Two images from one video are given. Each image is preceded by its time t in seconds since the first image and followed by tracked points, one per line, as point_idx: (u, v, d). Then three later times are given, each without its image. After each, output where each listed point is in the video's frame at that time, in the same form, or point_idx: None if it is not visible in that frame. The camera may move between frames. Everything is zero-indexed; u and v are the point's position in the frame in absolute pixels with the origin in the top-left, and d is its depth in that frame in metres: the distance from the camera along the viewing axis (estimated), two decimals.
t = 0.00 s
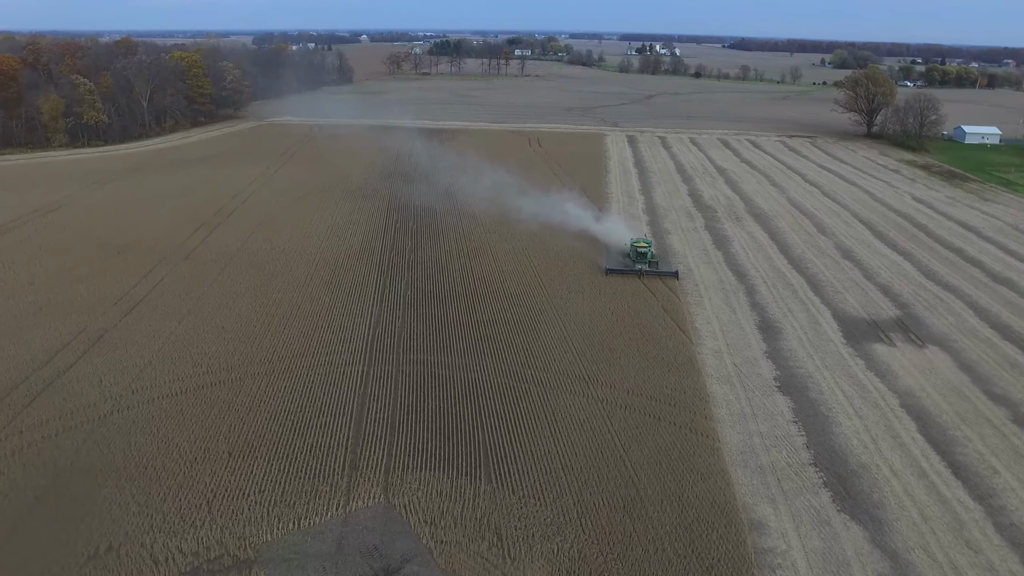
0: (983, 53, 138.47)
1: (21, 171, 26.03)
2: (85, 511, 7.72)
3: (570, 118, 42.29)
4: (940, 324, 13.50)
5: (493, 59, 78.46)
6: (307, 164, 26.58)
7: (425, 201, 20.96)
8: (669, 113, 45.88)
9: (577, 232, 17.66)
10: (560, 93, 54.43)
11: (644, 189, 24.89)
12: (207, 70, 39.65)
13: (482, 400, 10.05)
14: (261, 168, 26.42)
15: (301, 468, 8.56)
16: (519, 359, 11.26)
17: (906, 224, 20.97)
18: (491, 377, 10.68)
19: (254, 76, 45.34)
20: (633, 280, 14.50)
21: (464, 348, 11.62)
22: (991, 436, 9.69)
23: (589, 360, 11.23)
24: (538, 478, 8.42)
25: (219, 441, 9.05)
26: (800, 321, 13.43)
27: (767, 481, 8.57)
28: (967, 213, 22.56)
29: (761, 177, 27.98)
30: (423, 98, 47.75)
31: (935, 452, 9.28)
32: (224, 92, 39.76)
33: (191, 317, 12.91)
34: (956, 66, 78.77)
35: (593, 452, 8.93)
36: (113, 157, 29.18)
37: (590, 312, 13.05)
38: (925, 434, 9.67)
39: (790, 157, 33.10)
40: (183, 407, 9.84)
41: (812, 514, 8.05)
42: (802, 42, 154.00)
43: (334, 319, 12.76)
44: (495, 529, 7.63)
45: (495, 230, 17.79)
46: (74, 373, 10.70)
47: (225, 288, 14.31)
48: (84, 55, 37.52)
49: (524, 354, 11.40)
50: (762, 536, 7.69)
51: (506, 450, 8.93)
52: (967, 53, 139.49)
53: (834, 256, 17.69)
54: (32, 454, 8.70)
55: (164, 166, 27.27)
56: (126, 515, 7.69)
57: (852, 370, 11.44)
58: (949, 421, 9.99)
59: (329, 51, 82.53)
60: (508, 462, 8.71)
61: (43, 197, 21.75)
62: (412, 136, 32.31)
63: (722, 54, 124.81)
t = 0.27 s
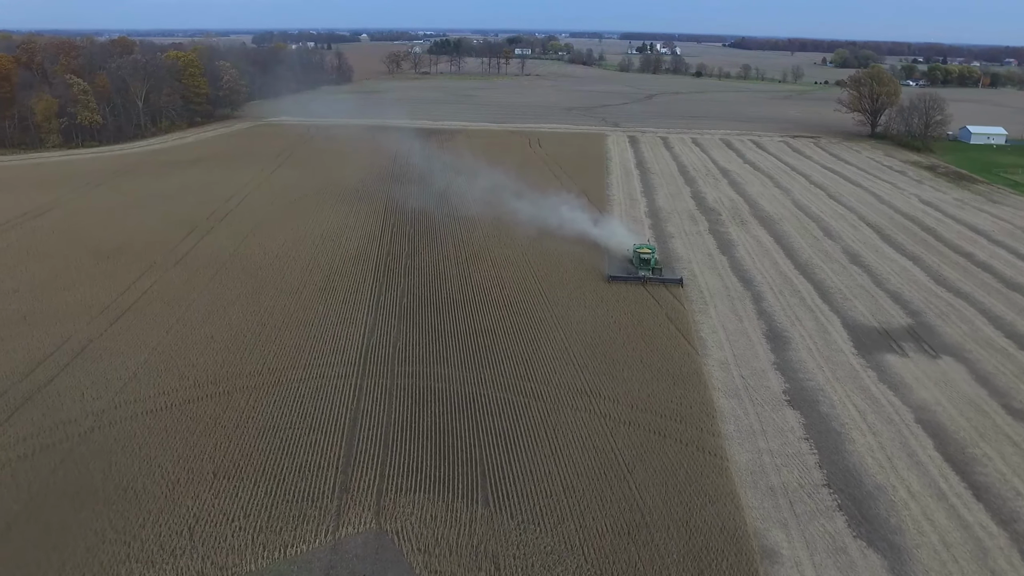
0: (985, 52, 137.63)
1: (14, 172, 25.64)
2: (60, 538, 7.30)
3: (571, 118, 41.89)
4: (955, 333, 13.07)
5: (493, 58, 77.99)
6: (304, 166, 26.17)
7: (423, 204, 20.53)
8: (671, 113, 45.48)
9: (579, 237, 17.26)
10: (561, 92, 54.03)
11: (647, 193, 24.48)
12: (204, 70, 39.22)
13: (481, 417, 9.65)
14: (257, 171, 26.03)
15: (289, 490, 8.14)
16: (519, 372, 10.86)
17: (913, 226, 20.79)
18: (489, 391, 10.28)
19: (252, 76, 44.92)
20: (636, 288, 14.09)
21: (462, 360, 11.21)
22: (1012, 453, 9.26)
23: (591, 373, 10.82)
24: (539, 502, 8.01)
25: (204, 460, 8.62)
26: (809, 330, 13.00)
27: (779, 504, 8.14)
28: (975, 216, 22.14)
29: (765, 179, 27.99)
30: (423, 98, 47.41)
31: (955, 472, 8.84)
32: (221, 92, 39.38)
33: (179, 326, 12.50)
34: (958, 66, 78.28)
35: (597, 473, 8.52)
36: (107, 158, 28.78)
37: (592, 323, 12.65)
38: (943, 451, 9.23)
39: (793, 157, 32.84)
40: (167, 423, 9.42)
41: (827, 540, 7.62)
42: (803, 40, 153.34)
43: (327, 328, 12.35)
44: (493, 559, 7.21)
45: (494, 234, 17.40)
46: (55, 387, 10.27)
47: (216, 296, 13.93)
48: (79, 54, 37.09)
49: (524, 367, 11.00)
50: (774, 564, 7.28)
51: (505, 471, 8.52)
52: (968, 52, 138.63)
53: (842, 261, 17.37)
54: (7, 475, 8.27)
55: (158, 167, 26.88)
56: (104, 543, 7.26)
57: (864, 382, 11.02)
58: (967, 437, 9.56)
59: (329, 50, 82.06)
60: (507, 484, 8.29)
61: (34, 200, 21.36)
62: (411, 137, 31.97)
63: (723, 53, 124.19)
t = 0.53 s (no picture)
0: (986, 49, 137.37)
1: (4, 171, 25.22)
2: (32, 566, 6.90)
3: (572, 115, 41.44)
4: (968, 340, 12.65)
5: (493, 55, 77.47)
6: (300, 166, 25.74)
7: (421, 206, 20.10)
8: (673, 110, 45.03)
9: (580, 240, 16.86)
10: (562, 89, 53.57)
11: (649, 194, 24.03)
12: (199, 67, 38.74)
13: (478, 432, 9.25)
14: (252, 170, 25.60)
15: (276, 512, 7.73)
16: (518, 382, 10.45)
17: (920, 228, 20.43)
18: (486, 404, 9.89)
19: (249, 73, 44.45)
20: (639, 294, 13.67)
21: (458, 369, 10.81)
22: None
23: (592, 384, 10.42)
24: (538, 525, 7.61)
25: (188, 479, 8.21)
26: (817, 338, 12.57)
27: (791, 527, 7.72)
28: (984, 217, 21.72)
29: (768, 177, 27.73)
30: (422, 95, 46.96)
31: (975, 490, 8.42)
32: (217, 90, 38.92)
33: (167, 333, 12.09)
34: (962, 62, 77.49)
35: (599, 492, 8.13)
36: (100, 157, 28.35)
37: (593, 329, 12.24)
38: (962, 468, 8.81)
39: (797, 155, 32.42)
40: (150, 438, 9.01)
41: (842, 567, 7.21)
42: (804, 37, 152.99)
43: (319, 336, 11.95)
44: None
45: (494, 237, 16.99)
46: (34, 399, 9.87)
47: (206, 301, 13.53)
48: (73, 52, 36.61)
49: (523, 377, 10.60)
50: None
51: (503, 491, 8.11)
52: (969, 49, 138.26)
53: (850, 265, 16.95)
54: None
55: (152, 166, 26.45)
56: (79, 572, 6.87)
57: (876, 393, 10.59)
58: (986, 453, 9.12)
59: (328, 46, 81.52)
60: (505, 505, 7.89)
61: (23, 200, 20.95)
62: (409, 135, 31.56)
63: (724, 49, 123.75)
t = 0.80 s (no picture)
0: (989, 43, 136.70)
1: None
2: None
3: (573, 111, 40.95)
4: (984, 347, 12.23)
5: (494, 50, 76.86)
6: (296, 164, 25.30)
7: (418, 207, 19.69)
8: (674, 106, 44.53)
9: (582, 242, 16.45)
10: (562, 85, 53.03)
11: (651, 193, 23.59)
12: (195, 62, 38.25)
13: (475, 448, 8.86)
14: (247, 168, 25.17)
15: (260, 536, 7.33)
16: (517, 394, 10.07)
17: (929, 229, 20.01)
18: (484, 418, 9.51)
19: (246, 69, 43.96)
20: (642, 299, 13.27)
21: (456, 380, 10.42)
22: None
23: (594, 396, 10.04)
24: (538, 549, 7.23)
25: (170, 498, 7.82)
26: (827, 345, 12.16)
27: (804, 551, 7.32)
28: (993, 217, 21.29)
29: (773, 175, 27.35)
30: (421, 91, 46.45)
31: (997, 510, 8.01)
32: (213, 85, 38.43)
33: (152, 341, 11.66)
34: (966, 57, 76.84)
35: (602, 513, 7.74)
36: (94, 154, 27.89)
37: (594, 338, 11.87)
38: (983, 486, 8.40)
39: (801, 153, 31.96)
40: (131, 453, 8.59)
41: None
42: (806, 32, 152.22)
43: (311, 345, 11.53)
44: None
45: (493, 240, 16.59)
46: (12, 411, 9.48)
47: (196, 307, 13.14)
48: (67, 47, 36.13)
49: (522, 389, 10.22)
50: None
51: (501, 513, 7.73)
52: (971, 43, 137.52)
53: (858, 267, 16.54)
54: None
55: (146, 164, 26.03)
56: None
57: (890, 404, 10.18)
58: (1006, 469, 8.71)
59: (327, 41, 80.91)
60: (502, 529, 7.51)
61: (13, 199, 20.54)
62: (407, 132, 31.10)
63: (725, 44, 123.03)
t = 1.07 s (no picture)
0: (990, 36, 136.00)
1: None
2: None
3: (573, 105, 40.42)
4: (999, 353, 11.83)
5: (493, 44, 76.21)
6: (292, 161, 24.85)
7: (415, 206, 19.25)
8: (676, 100, 43.98)
9: (583, 244, 16.06)
10: (562, 79, 52.48)
11: (653, 190, 23.13)
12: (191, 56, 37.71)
13: (472, 464, 8.47)
14: (241, 165, 24.72)
15: (244, 562, 6.94)
16: (516, 406, 9.67)
17: (937, 230, 19.63)
18: (482, 431, 9.12)
19: (242, 63, 43.42)
20: (645, 304, 12.88)
21: (452, 390, 10.02)
22: None
23: (596, 407, 9.66)
24: None
25: (150, 520, 7.41)
26: (837, 351, 11.76)
27: None
28: (1002, 217, 20.89)
29: (776, 171, 27.02)
30: (420, 85, 45.91)
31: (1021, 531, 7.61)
32: (209, 80, 37.91)
33: (138, 348, 11.25)
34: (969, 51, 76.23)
35: (605, 537, 7.35)
36: (86, 151, 27.43)
37: (596, 345, 11.47)
38: (1005, 504, 8.00)
39: (805, 148, 31.49)
40: (111, 470, 8.20)
41: None
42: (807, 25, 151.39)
43: (302, 352, 11.13)
44: None
45: (491, 241, 16.19)
46: None
47: (185, 312, 12.75)
48: (60, 41, 35.61)
49: (521, 400, 9.83)
50: None
51: (499, 537, 7.34)
52: (973, 36, 136.83)
53: (866, 269, 16.14)
54: None
55: (139, 161, 25.58)
56: None
57: (904, 415, 9.78)
58: None
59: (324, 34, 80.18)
60: (500, 554, 7.12)
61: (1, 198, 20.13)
62: (405, 127, 30.62)
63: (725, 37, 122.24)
